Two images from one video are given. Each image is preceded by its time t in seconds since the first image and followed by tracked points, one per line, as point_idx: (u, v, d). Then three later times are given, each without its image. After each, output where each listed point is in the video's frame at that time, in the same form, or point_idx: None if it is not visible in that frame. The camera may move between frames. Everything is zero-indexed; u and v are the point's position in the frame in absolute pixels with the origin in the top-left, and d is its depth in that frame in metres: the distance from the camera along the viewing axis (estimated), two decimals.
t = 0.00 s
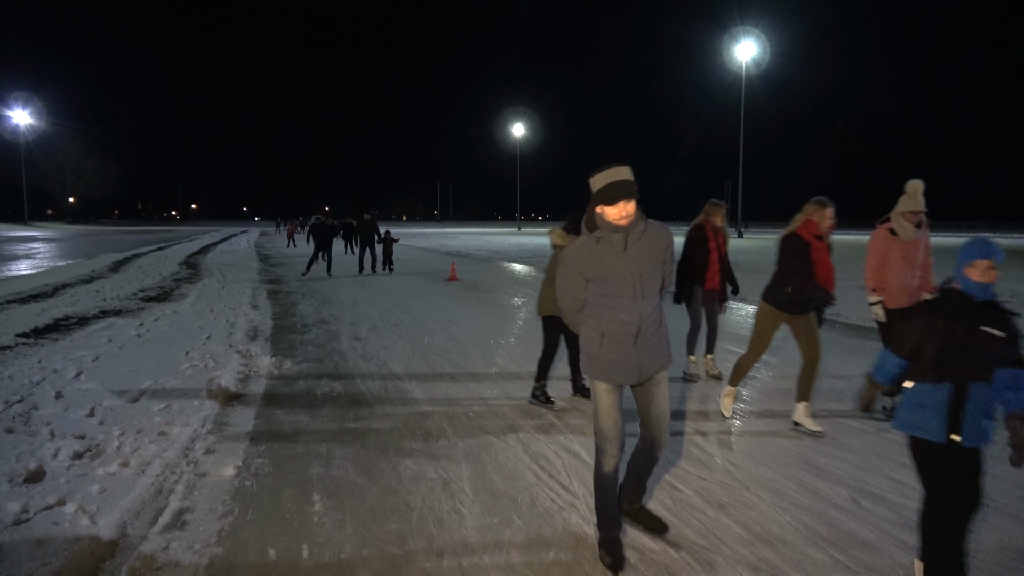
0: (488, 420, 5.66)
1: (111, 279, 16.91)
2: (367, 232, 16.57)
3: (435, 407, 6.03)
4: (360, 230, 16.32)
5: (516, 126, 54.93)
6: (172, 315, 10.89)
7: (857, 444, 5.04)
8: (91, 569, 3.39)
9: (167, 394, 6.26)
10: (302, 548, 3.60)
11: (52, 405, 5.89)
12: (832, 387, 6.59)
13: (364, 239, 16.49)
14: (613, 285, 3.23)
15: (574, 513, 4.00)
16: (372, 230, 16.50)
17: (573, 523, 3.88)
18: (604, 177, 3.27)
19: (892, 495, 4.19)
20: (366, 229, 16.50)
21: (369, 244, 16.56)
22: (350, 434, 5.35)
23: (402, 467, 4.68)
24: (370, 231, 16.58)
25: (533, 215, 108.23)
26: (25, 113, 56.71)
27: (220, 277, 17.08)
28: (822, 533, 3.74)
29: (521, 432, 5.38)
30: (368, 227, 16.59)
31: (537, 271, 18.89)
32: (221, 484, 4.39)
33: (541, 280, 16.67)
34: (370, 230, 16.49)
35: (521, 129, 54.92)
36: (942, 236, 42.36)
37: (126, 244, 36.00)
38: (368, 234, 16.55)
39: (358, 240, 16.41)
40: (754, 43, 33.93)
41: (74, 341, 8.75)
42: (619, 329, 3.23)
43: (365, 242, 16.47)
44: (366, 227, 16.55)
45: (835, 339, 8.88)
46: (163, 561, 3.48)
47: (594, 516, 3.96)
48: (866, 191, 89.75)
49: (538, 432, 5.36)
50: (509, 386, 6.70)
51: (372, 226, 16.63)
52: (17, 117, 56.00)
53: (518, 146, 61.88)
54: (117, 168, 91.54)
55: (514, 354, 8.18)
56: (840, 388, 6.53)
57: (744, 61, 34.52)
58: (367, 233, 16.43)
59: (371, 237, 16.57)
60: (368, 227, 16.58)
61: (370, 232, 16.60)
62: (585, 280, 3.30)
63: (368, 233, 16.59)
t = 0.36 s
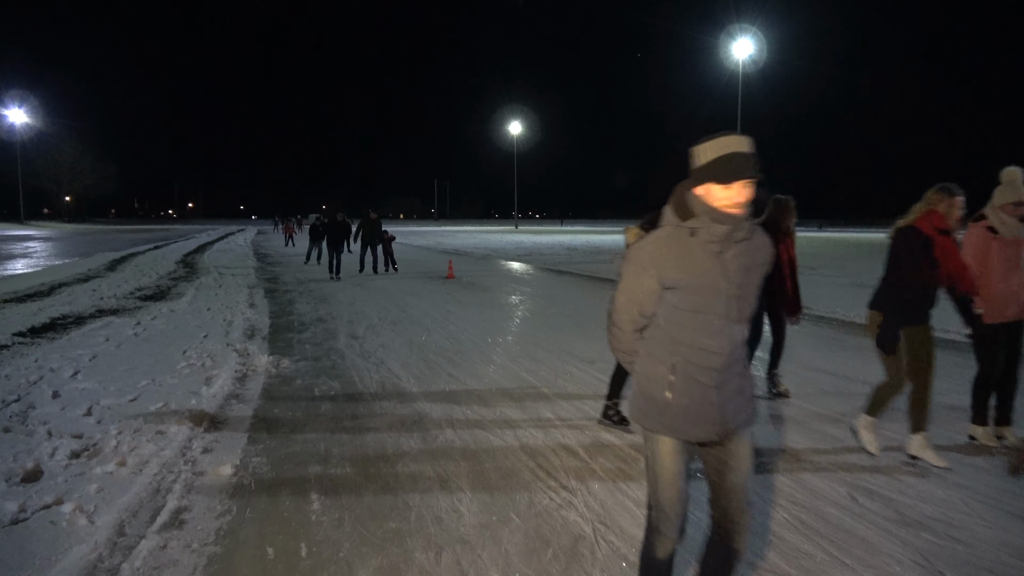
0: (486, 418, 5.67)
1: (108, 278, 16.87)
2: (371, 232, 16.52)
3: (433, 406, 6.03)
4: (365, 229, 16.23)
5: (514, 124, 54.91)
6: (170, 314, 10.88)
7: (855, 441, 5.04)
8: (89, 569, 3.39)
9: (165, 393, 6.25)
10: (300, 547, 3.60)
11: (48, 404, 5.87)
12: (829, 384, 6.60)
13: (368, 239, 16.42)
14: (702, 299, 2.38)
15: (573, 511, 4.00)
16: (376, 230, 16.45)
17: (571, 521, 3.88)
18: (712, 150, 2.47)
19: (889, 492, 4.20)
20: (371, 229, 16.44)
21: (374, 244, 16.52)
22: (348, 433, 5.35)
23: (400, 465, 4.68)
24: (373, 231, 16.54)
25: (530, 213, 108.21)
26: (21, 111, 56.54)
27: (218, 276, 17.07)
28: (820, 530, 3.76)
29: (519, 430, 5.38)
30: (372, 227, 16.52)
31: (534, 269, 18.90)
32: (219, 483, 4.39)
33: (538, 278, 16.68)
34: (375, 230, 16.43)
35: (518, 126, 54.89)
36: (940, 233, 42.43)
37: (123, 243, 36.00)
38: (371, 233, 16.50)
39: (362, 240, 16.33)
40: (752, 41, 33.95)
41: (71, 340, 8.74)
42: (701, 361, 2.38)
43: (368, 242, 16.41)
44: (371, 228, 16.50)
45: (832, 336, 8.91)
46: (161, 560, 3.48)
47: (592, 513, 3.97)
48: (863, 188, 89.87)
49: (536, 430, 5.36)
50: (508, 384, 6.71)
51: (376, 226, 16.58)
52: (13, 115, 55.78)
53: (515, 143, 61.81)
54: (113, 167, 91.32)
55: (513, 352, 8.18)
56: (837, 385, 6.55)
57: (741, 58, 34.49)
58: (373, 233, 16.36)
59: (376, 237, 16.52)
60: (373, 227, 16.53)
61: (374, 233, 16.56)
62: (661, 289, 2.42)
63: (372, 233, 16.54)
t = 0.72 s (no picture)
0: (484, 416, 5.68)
1: (105, 276, 16.83)
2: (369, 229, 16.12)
3: (431, 404, 6.03)
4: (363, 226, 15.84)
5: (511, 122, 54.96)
6: (166, 312, 10.86)
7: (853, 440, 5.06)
8: (88, 567, 3.39)
9: (162, 391, 6.25)
10: (299, 545, 3.60)
11: (46, 402, 5.86)
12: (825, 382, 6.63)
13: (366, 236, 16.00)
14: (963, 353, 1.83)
15: (570, 508, 4.02)
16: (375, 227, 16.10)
17: (569, 519, 3.89)
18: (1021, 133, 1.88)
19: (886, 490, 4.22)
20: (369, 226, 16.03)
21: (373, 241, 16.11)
22: (346, 431, 5.35)
23: (399, 464, 4.68)
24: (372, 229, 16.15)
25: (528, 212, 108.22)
26: (17, 109, 56.34)
27: (215, 274, 17.05)
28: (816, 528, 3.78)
29: (517, 428, 5.39)
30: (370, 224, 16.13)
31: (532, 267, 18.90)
32: (218, 481, 4.40)
33: (536, 276, 16.67)
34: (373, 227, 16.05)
35: (515, 125, 54.97)
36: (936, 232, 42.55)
37: (120, 240, 35.90)
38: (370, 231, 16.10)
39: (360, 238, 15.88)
40: (750, 39, 33.98)
41: (68, 339, 8.73)
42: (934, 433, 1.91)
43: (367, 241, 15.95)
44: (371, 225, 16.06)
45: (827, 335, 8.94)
46: (159, 558, 3.48)
47: (590, 511, 3.98)
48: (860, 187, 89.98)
49: (534, 428, 5.37)
50: (505, 382, 6.71)
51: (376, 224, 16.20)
52: (9, 113, 55.54)
53: (513, 141, 61.79)
54: (110, 165, 91.14)
55: (510, 350, 8.22)
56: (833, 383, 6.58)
57: (738, 56, 34.56)
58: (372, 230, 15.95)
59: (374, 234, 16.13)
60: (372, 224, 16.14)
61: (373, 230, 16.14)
62: (906, 327, 1.91)
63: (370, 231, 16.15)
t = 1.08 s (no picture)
0: (484, 414, 5.68)
1: (103, 274, 16.82)
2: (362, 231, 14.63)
3: (429, 403, 6.03)
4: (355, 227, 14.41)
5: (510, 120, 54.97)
6: (165, 310, 10.85)
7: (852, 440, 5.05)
8: (86, 565, 3.40)
9: (161, 389, 6.24)
10: (297, 544, 3.60)
11: (44, 400, 5.86)
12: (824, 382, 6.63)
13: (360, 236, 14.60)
14: None
15: (569, 508, 4.02)
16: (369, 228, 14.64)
17: (568, 518, 3.89)
18: None
19: (885, 490, 4.22)
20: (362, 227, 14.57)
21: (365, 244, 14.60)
22: (345, 430, 5.34)
23: (397, 463, 4.68)
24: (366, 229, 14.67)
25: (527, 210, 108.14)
26: (16, 105, 56.21)
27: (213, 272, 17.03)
28: (815, 526, 3.79)
29: (516, 427, 5.38)
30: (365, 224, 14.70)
31: (531, 266, 18.89)
32: (217, 478, 4.40)
33: (535, 275, 16.66)
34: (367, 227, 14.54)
35: (514, 123, 54.97)
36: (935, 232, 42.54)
37: (119, 238, 35.86)
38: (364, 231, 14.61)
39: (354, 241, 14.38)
40: (750, 38, 33.97)
41: (66, 336, 8.72)
42: None
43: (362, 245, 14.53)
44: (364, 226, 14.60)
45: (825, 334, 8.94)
46: (158, 556, 3.48)
47: (589, 511, 3.98)
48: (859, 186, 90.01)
49: (533, 427, 5.37)
50: (504, 381, 6.71)
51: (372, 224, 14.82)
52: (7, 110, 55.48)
53: (512, 140, 61.79)
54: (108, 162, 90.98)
55: (509, 348, 8.21)
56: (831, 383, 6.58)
57: (738, 55, 34.58)
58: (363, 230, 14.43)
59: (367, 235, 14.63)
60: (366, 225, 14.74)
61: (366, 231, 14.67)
62: None
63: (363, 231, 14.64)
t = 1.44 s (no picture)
0: (487, 413, 5.67)
1: (108, 271, 16.84)
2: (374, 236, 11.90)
3: (433, 401, 6.03)
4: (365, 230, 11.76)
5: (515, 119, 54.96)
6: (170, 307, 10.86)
7: (856, 440, 5.04)
8: (92, 561, 3.41)
9: (165, 386, 6.25)
10: (301, 542, 3.60)
11: (49, 396, 5.88)
12: (827, 382, 6.61)
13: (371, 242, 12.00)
14: None
15: (573, 507, 4.01)
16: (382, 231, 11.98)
17: (572, 517, 3.89)
18: None
19: (889, 490, 4.20)
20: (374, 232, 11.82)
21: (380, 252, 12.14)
22: (348, 428, 5.34)
23: (401, 460, 4.68)
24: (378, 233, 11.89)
25: (530, 209, 108.09)
26: (20, 102, 56.08)
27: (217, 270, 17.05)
28: (818, 525, 3.79)
29: (520, 425, 5.37)
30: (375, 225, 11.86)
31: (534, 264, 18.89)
32: (221, 476, 4.41)
33: (538, 273, 16.66)
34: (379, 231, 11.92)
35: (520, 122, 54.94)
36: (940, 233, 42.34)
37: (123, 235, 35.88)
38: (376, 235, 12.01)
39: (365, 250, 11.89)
40: (754, 37, 33.90)
41: (71, 333, 8.74)
42: None
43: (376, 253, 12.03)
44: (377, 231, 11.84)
45: (830, 335, 8.90)
46: (163, 553, 3.49)
47: (593, 510, 3.97)
48: (864, 186, 89.72)
49: (537, 426, 5.35)
50: (508, 380, 6.70)
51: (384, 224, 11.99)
52: (12, 107, 55.43)
53: (516, 138, 61.72)
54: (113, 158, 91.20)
55: (512, 347, 8.20)
56: (836, 383, 6.55)
57: (743, 54, 34.49)
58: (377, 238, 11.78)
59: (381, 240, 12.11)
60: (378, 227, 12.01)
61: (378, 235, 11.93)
62: None
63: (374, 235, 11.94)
